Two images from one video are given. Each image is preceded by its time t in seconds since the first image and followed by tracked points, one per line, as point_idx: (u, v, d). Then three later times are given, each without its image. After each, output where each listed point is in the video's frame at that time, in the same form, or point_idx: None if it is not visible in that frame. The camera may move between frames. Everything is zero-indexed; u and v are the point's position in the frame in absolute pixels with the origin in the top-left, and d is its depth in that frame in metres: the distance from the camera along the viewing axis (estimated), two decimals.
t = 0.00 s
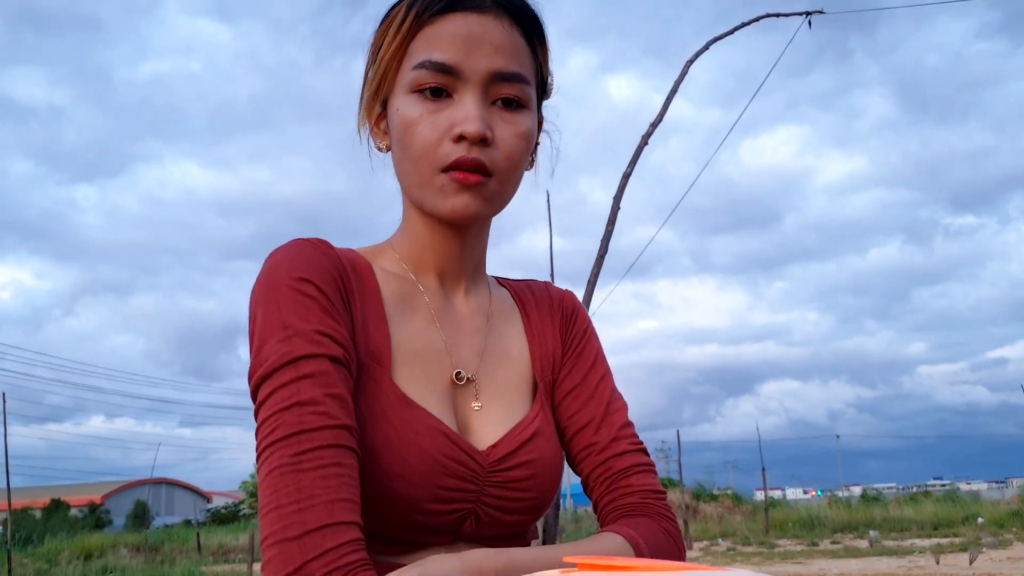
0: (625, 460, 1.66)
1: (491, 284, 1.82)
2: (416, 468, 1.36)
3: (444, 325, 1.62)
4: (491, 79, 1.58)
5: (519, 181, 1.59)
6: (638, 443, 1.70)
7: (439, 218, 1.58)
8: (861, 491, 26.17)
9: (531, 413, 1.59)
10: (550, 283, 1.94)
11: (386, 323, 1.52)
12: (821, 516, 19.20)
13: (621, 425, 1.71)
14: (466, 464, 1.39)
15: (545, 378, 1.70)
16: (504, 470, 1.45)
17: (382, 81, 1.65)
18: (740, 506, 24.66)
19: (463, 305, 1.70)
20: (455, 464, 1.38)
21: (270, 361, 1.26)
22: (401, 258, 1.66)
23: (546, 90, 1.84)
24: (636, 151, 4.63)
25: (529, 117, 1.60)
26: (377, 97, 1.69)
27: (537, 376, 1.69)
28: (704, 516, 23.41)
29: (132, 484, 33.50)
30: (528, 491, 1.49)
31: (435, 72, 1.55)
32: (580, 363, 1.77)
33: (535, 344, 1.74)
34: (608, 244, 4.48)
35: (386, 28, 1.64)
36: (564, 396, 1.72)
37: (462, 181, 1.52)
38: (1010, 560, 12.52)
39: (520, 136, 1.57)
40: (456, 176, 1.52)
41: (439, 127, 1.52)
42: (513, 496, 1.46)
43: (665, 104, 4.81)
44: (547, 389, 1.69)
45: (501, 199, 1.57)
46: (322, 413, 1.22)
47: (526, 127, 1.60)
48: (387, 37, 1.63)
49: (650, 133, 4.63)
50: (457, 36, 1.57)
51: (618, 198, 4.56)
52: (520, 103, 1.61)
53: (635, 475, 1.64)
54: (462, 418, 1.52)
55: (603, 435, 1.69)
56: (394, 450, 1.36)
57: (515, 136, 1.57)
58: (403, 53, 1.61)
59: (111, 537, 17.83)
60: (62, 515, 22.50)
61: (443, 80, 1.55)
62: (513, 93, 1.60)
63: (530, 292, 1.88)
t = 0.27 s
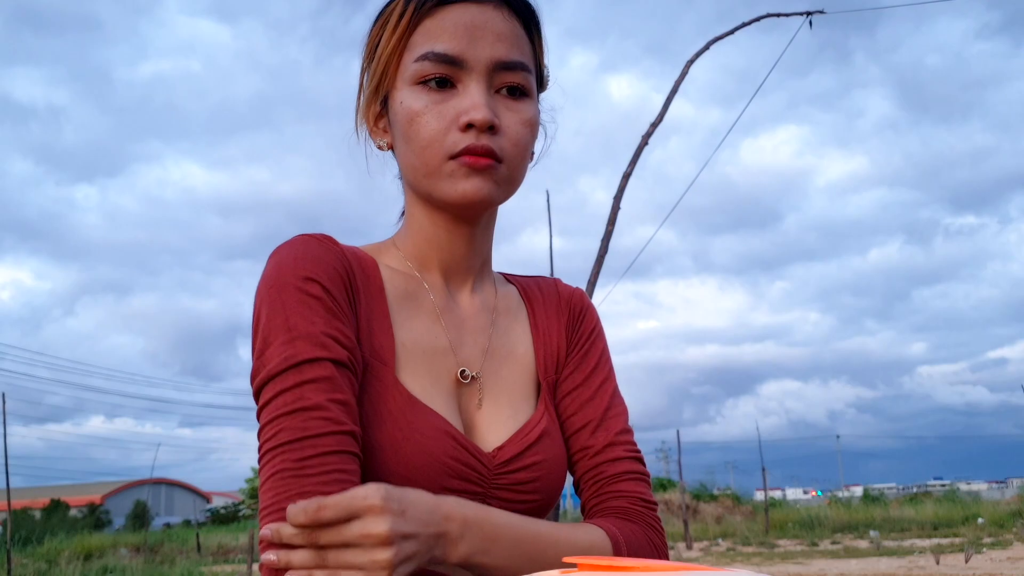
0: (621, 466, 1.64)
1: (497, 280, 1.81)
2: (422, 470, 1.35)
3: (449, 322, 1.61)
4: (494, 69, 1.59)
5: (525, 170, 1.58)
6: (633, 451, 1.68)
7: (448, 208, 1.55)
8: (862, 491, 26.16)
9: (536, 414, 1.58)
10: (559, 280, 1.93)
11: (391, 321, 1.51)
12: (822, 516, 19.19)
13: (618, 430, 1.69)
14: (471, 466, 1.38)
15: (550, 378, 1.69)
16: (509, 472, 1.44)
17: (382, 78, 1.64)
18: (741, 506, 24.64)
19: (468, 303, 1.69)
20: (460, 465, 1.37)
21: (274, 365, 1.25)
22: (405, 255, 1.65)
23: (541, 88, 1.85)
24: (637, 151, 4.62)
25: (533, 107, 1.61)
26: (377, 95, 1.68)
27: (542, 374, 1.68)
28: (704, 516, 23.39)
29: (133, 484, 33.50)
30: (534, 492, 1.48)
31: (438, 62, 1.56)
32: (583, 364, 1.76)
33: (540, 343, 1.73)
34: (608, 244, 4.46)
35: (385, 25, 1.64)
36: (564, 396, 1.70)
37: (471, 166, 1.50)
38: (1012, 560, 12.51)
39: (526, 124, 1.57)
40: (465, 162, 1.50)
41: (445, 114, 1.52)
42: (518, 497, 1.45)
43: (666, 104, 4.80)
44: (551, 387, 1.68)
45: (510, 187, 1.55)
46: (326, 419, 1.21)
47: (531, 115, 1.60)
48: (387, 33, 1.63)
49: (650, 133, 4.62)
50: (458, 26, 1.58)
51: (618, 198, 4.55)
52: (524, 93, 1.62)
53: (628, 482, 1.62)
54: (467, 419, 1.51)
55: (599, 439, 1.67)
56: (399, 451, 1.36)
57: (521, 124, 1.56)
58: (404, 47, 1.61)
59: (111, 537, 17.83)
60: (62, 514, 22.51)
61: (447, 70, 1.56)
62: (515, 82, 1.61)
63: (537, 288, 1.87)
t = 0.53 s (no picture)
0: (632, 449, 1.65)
1: (495, 279, 1.83)
2: (421, 471, 1.36)
3: (448, 320, 1.62)
4: (488, 62, 1.61)
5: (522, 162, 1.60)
6: (644, 433, 1.70)
7: (446, 200, 1.56)
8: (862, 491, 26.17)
9: (534, 412, 1.60)
10: (558, 276, 1.94)
11: (390, 321, 1.52)
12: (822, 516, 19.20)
13: (626, 414, 1.71)
14: (470, 468, 1.39)
15: (549, 376, 1.70)
16: (509, 472, 1.45)
17: (376, 76, 1.65)
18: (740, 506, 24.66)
19: (466, 302, 1.70)
20: (459, 467, 1.38)
21: (278, 373, 1.26)
22: (403, 254, 1.66)
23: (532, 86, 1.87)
24: (636, 151, 4.63)
25: (527, 100, 1.63)
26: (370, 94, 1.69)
27: (540, 371, 1.69)
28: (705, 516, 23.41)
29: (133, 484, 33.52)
30: (533, 492, 1.49)
31: (434, 55, 1.58)
32: (586, 355, 1.77)
33: (538, 338, 1.74)
34: (608, 244, 4.48)
35: (378, 23, 1.66)
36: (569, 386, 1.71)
37: (471, 155, 1.51)
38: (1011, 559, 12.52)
39: (521, 116, 1.59)
40: (464, 152, 1.51)
41: (443, 106, 1.53)
42: (517, 498, 1.47)
43: (665, 104, 4.81)
44: (549, 384, 1.69)
45: (508, 177, 1.56)
46: (333, 428, 1.23)
47: (526, 107, 1.61)
48: (380, 31, 1.65)
49: (650, 133, 4.63)
50: (452, 21, 1.61)
51: (618, 198, 4.56)
52: (517, 86, 1.64)
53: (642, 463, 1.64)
54: (465, 418, 1.53)
55: (609, 424, 1.68)
56: (398, 452, 1.37)
57: (517, 115, 1.58)
58: (399, 44, 1.63)
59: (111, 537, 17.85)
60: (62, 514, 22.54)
61: (442, 63, 1.58)
62: (510, 75, 1.63)
63: (535, 285, 1.88)
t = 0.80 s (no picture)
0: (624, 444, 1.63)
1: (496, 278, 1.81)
2: (423, 473, 1.35)
3: (450, 320, 1.61)
4: (485, 57, 1.60)
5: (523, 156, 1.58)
6: (639, 427, 1.67)
7: (448, 197, 1.54)
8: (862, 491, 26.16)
9: (536, 412, 1.58)
10: (558, 273, 1.92)
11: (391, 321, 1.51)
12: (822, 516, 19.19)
13: (621, 409, 1.68)
14: (473, 471, 1.38)
15: (549, 375, 1.68)
16: (511, 474, 1.44)
17: (372, 78, 1.64)
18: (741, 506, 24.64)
19: (468, 302, 1.69)
20: (462, 469, 1.37)
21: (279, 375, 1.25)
22: (404, 254, 1.65)
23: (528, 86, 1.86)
24: (636, 151, 4.62)
25: (525, 94, 1.62)
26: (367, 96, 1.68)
27: (541, 369, 1.68)
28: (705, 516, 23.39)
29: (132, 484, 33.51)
30: (535, 493, 1.48)
31: (431, 52, 1.57)
32: (582, 351, 1.75)
33: (539, 336, 1.73)
34: (608, 244, 4.47)
35: (372, 24, 1.65)
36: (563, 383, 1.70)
37: (472, 150, 1.50)
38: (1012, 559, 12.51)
39: (521, 109, 1.58)
40: (466, 147, 1.50)
41: (442, 102, 1.52)
42: (519, 499, 1.45)
43: (665, 104, 4.80)
44: (549, 382, 1.67)
45: (510, 171, 1.55)
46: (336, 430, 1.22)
47: (525, 101, 1.60)
48: (375, 31, 1.63)
49: (650, 133, 4.62)
50: (447, 18, 1.60)
51: (619, 198, 4.55)
52: (515, 81, 1.63)
53: (635, 458, 1.61)
54: (466, 419, 1.52)
55: (602, 420, 1.66)
56: (400, 454, 1.36)
57: (517, 109, 1.57)
58: (394, 43, 1.61)
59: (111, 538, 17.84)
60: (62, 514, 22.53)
61: (439, 60, 1.57)
62: (506, 70, 1.62)
63: (536, 283, 1.87)
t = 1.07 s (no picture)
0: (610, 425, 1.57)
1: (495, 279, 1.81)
2: (424, 473, 1.36)
3: (449, 321, 1.61)
4: (488, 56, 1.60)
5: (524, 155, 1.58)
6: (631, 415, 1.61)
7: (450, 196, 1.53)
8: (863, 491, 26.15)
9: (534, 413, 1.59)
10: (555, 274, 1.92)
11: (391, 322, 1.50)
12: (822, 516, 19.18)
13: (611, 397, 1.64)
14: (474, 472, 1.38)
15: (548, 375, 1.68)
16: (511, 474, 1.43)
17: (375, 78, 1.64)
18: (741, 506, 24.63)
19: (467, 303, 1.68)
20: (463, 471, 1.36)
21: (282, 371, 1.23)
22: (405, 254, 1.64)
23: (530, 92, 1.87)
24: (636, 151, 4.61)
25: (527, 94, 1.62)
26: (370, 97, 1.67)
27: (540, 371, 1.68)
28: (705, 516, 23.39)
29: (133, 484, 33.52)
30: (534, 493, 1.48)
31: (433, 51, 1.56)
32: (577, 345, 1.73)
33: (538, 335, 1.72)
34: (608, 245, 4.46)
35: (376, 24, 1.65)
36: (555, 371, 1.68)
37: (474, 147, 1.49)
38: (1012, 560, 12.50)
39: (522, 109, 1.57)
40: (468, 144, 1.49)
41: (444, 99, 1.51)
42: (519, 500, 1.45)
43: (665, 103, 4.79)
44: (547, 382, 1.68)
45: (511, 170, 1.54)
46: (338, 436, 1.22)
47: (526, 101, 1.60)
48: (379, 31, 1.63)
49: (650, 133, 4.61)
50: (450, 17, 1.60)
51: (618, 198, 4.55)
52: (517, 81, 1.63)
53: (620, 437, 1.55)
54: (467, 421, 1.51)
55: (590, 403, 1.62)
56: (400, 456, 1.36)
57: (519, 108, 1.56)
58: (397, 42, 1.61)
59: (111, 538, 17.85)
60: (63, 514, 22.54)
61: (442, 58, 1.56)
62: (508, 70, 1.62)
63: (534, 283, 1.86)
